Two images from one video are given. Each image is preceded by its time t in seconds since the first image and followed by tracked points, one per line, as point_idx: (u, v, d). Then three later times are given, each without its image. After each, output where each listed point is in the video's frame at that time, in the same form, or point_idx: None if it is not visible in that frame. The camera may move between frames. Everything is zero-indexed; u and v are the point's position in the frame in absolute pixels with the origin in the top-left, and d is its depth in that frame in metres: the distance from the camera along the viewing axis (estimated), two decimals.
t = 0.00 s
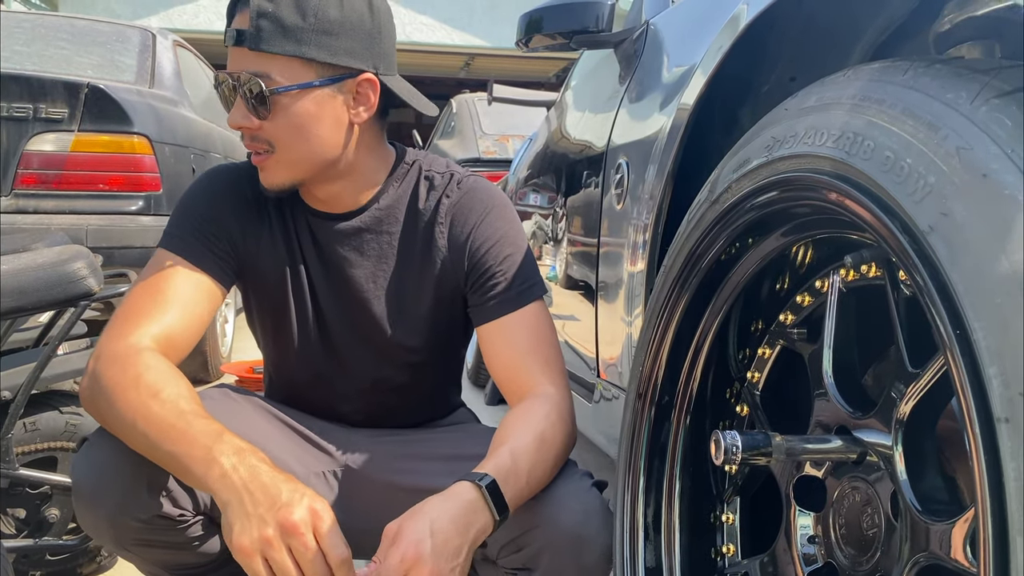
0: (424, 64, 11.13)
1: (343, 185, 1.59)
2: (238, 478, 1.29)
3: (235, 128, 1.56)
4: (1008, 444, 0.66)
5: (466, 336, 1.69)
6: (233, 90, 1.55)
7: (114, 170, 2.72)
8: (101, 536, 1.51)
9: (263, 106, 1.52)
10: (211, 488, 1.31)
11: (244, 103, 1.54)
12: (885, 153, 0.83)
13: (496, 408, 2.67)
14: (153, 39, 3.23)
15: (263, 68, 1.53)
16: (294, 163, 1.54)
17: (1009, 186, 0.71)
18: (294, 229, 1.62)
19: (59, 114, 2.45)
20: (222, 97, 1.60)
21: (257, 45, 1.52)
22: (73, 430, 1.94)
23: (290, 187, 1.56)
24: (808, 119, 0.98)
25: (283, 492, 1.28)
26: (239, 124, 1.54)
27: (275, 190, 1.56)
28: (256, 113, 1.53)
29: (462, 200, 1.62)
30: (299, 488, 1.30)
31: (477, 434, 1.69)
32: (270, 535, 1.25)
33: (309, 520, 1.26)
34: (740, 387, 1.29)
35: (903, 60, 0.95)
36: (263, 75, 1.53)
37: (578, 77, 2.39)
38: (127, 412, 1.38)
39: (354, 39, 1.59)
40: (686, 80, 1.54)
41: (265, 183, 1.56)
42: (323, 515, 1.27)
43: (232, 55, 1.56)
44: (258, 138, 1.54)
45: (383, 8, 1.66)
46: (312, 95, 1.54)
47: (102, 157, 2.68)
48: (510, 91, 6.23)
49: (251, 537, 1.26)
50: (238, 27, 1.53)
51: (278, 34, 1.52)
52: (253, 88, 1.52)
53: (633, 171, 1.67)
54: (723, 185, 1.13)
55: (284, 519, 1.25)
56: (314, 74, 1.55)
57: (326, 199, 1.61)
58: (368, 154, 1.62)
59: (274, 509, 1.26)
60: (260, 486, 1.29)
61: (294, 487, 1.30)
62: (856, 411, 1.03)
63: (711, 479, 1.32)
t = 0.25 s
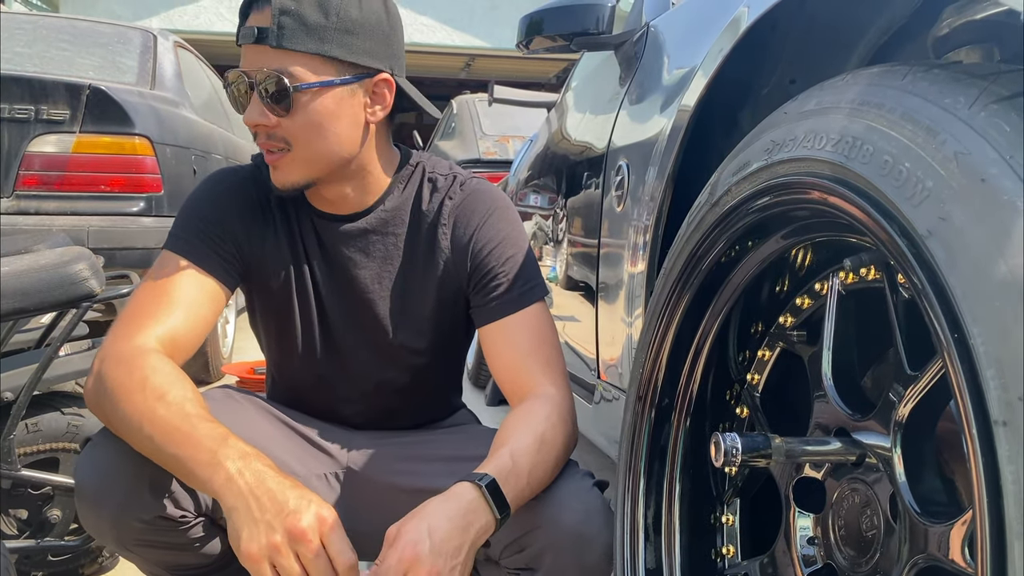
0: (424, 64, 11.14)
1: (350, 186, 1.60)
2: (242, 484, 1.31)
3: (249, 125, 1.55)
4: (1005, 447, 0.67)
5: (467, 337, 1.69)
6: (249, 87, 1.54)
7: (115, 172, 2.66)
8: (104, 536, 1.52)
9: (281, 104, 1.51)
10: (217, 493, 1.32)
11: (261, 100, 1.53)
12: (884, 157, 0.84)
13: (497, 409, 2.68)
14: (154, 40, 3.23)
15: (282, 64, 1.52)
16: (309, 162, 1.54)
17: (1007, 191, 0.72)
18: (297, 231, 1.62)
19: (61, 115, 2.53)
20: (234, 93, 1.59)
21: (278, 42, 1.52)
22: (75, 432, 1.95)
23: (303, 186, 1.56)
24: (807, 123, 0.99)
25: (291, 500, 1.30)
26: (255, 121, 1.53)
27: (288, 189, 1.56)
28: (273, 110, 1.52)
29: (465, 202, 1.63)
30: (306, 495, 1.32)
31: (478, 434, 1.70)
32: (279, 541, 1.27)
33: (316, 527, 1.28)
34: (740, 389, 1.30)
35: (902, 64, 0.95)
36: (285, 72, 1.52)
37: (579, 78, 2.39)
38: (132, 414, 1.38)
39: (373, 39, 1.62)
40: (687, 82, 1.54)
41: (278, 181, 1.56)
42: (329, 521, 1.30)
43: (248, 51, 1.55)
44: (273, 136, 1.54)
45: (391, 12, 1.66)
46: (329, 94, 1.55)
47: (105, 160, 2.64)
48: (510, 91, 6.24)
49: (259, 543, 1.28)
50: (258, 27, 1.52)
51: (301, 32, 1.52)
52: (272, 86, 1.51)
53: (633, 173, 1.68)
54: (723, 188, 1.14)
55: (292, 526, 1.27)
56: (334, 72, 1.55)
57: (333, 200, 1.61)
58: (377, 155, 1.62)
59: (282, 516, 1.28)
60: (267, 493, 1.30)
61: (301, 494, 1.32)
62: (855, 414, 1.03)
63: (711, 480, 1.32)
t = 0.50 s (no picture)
0: (425, 64, 11.13)
1: (358, 184, 1.59)
2: (246, 485, 1.31)
3: (273, 112, 1.52)
4: (1006, 448, 0.67)
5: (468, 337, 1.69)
6: (279, 69, 1.50)
7: (116, 172, 2.67)
8: (105, 536, 1.52)
9: (315, 92, 1.50)
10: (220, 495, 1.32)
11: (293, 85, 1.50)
12: (884, 158, 0.84)
13: (498, 409, 2.67)
14: (154, 40, 3.22)
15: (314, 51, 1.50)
16: (334, 156, 1.54)
17: (1008, 192, 0.72)
18: (299, 232, 1.62)
19: (63, 115, 2.52)
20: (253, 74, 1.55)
21: (313, 29, 1.50)
22: (75, 432, 1.95)
23: (324, 180, 1.55)
24: (808, 124, 0.99)
25: (294, 503, 1.30)
26: (285, 107, 1.50)
27: (309, 181, 1.54)
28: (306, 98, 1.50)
29: (466, 202, 1.63)
30: (310, 499, 1.32)
31: (479, 434, 1.70)
32: (284, 544, 1.27)
33: (321, 531, 1.28)
34: (740, 390, 1.30)
35: (903, 65, 0.95)
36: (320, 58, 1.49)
37: (579, 78, 2.39)
38: (135, 414, 1.39)
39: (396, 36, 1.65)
40: (688, 82, 1.54)
41: (301, 171, 1.54)
42: (333, 525, 1.30)
43: (276, 33, 1.51)
44: (302, 125, 1.52)
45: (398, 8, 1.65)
46: (360, 88, 1.55)
47: (105, 160, 2.65)
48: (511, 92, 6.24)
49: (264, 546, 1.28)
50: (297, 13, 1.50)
51: (339, 22, 1.52)
52: (308, 72, 1.49)
53: (634, 173, 1.68)
54: (724, 189, 1.14)
55: (296, 530, 1.27)
56: (368, 64, 1.56)
57: (335, 198, 1.60)
58: (382, 154, 1.62)
59: (286, 520, 1.28)
60: (271, 497, 1.30)
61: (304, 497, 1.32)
62: (856, 414, 1.03)
63: (711, 480, 1.32)
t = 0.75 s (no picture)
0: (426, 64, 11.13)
1: (373, 182, 1.60)
2: (252, 497, 1.31)
3: (330, 102, 1.53)
4: (1007, 447, 0.67)
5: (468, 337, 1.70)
6: (343, 61, 1.52)
7: (116, 171, 2.67)
8: (105, 536, 1.52)
9: (378, 88, 1.55)
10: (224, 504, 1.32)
11: (357, 79, 1.53)
12: (885, 157, 0.84)
13: (499, 409, 2.67)
14: (154, 40, 3.22)
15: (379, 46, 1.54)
16: (384, 152, 1.58)
17: (1010, 191, 0.71)
18: (301, 232, 1.63)
19: (63, 115, 2.51)
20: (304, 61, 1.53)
21: (379, 25, 1.54)
22: (75, 432, 1.95)
23: (370, 176, 1.57)
24: (808, 123, 0.99)
25: (298, 529, 1.30)
26: (352, 98, 1.52)
27: (358, 175, 1.55)
28: (369, 93, 1.54)
29: (468, 201, 1.64)
30: (313, 524, 1.32)
31: (479, 434, 1.70)
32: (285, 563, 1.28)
33: (320, 558, 1.29)
34: (741, 389, 1.29)
35: (904, 64, 0.95)
36: (389, 53, 1.54)
37: (580, 77, 2.39)
38: (137, 416, 1.39)
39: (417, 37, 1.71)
40: (688, 82, 1.54)
41: (354, 164, 1.54)
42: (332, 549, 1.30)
43: (335, 24, 1.52)
44: (360, 116, 1.54)
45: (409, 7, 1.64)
46: (408, 89, 1.62)
47: (106, 160, 2.64)
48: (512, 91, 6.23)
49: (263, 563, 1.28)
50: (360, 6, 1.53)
51: (395, 17, 1.57)
52: (375, 67, 1.54)
53: (634, 173, 1.68)
54: (725, 188, 1.14)
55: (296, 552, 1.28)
56: (410, 60, 1.62)
57: (346, 194, 1.60)
58: (401, 156, 1.65)
59: (287, 541, 1.29)
60: (276, 517, 1.30)
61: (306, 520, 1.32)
62: (857, 414, 1.03)
63: (712, 480, 1.32)
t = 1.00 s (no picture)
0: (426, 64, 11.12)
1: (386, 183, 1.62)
2: (254, 498, 1.31)
3: (350, 101, 1.56)
4: (1013, 445, 0.66)
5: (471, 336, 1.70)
6: (365, 60, 1.56)
7: (117, 170, 2.65)
8: (107, 534, 1.51)
9: (398, 89, 1.58)
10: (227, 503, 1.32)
11: (377, 79, 1.57)
12: (889, 154, 0.83)
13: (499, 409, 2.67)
14: (155, 39, 3.22)
15: (400, 47, 1.58)
16: (399, 152, 1.60)
17: (1015, 187, 0.71)
18: (307, 231, 1.63)
19: (63, 115, 2.54)
20: (326, 60, 1.56)
21: (401, 26, 1.58)
22: (76, 431, 1.95)
23: (383, 176, 1.59)
24: (811, 120, 0.98)
25: (300, 531, 1.29)
26: (372, 97, 1.55)
27: (373, 174, 1.57)
28: (389, 94, 1.58)
29: (472, 201, 1.65)
30: (314, 526, 1.31)
31: (480, 433, 1.69)
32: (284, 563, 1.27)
33: (320, 561, 1.28)
34: (743, 388, 1.29)
35: (906, 61, 0.95)
36: (410, 55, 1.58)
37: (581, 77, 2.39)
38: (140, 414, 1.39)
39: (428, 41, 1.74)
40: (688, 82, 1.54)
41: (371, 162, 1.56)
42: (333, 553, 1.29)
43: (358, 23, 1.55)
44: (377, 116, 1.57)
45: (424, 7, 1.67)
46: (424, 92, 1.66)
47: (107, 159, 2.62)
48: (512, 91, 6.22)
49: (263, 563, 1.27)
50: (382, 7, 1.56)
51: (415, 19, 1.61)
52: (395, 68, 1.58)
53: (636, 172, 1.67)
54: (727, 186, 1.14)
55: (297, 550, 1.27)
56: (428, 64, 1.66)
57: (359, 194, 1.61)
58: (411, 158, 1.67)
59: (288, 542, 1.28)
60: (278, 517, 1.29)
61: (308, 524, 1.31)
62: (860, 413, 1.02)
63: (715, 479, 1.32)
